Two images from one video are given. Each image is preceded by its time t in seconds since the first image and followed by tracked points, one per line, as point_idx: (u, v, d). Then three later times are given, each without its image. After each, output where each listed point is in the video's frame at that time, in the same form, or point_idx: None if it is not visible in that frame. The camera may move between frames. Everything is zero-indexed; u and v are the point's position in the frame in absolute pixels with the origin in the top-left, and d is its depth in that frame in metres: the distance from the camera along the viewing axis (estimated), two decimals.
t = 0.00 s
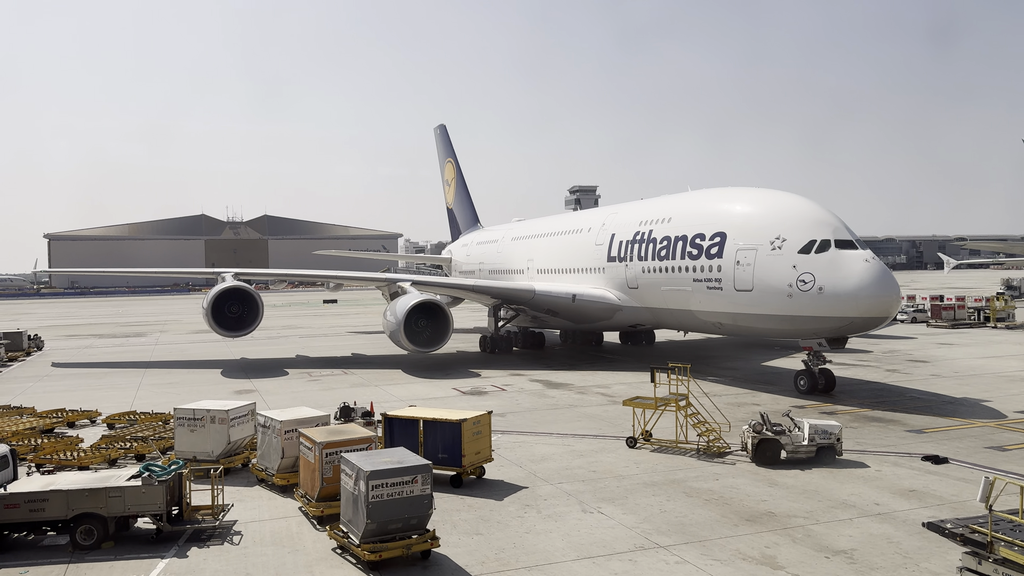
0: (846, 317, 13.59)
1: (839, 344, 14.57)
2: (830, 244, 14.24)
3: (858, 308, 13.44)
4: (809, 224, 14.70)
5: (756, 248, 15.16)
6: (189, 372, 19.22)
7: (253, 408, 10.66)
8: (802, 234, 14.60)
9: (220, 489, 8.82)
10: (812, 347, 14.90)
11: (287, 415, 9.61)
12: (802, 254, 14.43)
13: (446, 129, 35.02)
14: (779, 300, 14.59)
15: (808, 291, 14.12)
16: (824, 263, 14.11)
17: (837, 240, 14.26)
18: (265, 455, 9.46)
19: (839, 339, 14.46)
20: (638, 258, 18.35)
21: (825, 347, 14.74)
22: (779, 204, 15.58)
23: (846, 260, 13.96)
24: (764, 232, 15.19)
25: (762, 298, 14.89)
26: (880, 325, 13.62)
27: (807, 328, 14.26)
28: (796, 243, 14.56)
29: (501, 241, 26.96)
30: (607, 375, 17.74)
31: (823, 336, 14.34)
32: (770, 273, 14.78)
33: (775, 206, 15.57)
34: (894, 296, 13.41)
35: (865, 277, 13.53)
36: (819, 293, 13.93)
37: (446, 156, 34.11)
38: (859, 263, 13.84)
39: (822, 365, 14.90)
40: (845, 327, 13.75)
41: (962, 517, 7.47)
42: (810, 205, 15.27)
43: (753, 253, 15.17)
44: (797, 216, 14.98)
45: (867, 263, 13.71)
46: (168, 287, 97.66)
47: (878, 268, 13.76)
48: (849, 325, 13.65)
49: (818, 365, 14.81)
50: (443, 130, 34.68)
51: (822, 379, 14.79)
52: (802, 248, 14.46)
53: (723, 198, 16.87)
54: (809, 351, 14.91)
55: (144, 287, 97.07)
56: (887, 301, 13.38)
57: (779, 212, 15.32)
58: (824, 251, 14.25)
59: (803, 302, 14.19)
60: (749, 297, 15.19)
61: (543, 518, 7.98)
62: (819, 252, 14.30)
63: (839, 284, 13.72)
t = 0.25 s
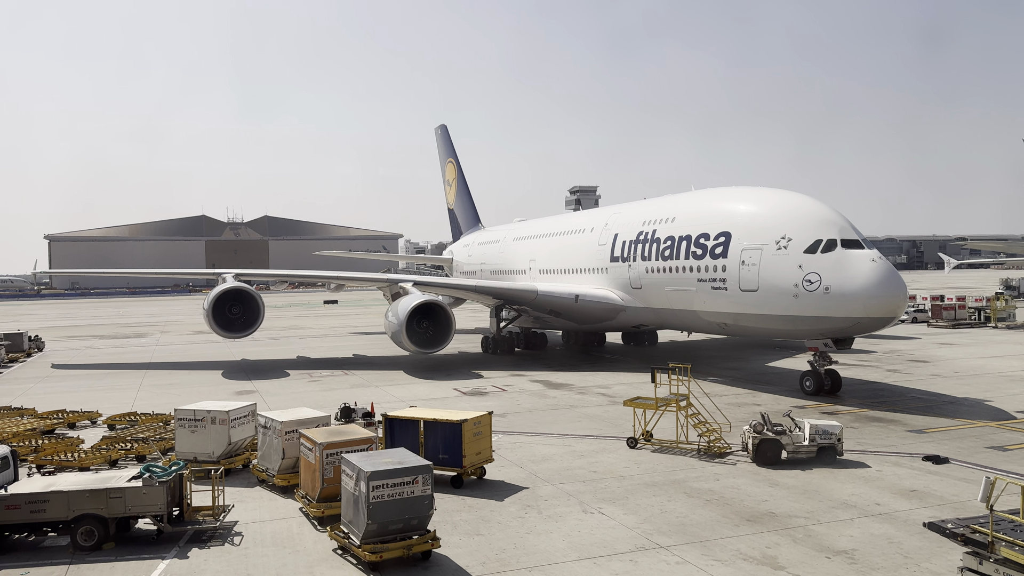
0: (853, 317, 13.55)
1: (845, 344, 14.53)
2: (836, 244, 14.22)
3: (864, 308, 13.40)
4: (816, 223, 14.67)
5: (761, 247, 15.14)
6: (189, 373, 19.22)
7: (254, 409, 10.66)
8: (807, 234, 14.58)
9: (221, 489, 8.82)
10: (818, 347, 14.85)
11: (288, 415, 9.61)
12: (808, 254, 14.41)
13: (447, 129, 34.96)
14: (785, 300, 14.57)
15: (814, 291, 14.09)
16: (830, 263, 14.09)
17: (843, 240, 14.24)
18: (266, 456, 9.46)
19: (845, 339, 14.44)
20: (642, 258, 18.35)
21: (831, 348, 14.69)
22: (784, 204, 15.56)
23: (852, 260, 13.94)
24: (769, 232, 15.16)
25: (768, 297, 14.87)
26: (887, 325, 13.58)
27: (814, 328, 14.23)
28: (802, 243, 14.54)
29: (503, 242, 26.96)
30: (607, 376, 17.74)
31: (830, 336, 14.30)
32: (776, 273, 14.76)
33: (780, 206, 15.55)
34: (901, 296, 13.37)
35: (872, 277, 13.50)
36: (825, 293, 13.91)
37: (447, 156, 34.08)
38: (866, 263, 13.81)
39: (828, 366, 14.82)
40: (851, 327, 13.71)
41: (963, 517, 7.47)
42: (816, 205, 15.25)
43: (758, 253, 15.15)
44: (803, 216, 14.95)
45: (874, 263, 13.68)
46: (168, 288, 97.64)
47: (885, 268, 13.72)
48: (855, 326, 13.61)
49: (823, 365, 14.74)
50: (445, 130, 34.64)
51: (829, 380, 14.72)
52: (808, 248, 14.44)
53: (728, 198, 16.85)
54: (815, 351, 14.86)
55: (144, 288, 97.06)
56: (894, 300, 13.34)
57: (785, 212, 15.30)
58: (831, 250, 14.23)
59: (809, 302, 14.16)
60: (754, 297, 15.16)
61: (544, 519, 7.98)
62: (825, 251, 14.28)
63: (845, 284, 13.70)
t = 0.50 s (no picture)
0: (860, 318, 13.54)
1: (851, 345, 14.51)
2: (842, 243, 14.20)
3: (871, 308, 13.38)
4: (821, 223, 14.65)
5: (766, 247, 15.12)
6: (189, 374, 19.22)
7: (255, 410, 10.66)
8: (813, 234, 14.56)
9: (221, 490, 8.82)
10: (823, 348, 14.80)
11: (288, 416, 9.61)
12: (814, 254, 14.39)
13: (448, 129, 34.93)
14: (790, 301, 14.55)
15: (820, 291, 14.07)
16: (836, 263, 14.07)
17: (849, 240, 14.22)
18: (267, 456, 9.46)
19: (851, 340, 14.40)
20: (645, 258, 18.35)
21: (837, 348, 14.65)
22: (789, 204, 15.55)
23: (859, 259, 13.92)
24: (775, 231, 15.15)
25: (773, 298, 14.85)
26: (893, 325, 13.57)
27: (819, 329, 14.21)
28: (808, 243, 14.53)
29: (504, 242, 26.96)
30: (608, 376, 17.75)
31: (836, 336, 14.27)
32: (782, 273, 14.74)
33: (785, 205, 15.53)
34: (908, 296, 13.35)
35: (878, 277, 13.48)
36: (832, 293, 13.89)
37: (448, 156, 34.07)
38: (872, 262, 13.79)
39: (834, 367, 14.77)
40: (858, 328, 13.69)
41: (964, 517, 7.46)
42: (820, 204, 15.23)
43: (763, 253, 15.14)
44: (808, 215, 14.93)
45: (880, 263, 13.66)
46: (169, 288, 97.68)
47: (891, 268, 13.71)
48: (862, 326, 13.60)
49: (829, 366, 14.69)
50: (445, 130, 34.63)
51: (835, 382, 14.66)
52: (814, 248, 14.41)
53: (731, 198, 16.83)
54: (821, 351, 14.80)
55: (145, 289, 97.11)
56: (901, 300, 13.31)
57: (790, 212, 15.28)
58: (837, 250, 14.21)
59: (815, 302, 14.15)
60: (759, 297, 15.15)
61: (544, 519, 7.98)
62: (831, 251, 14.26)
63: (852, 284, 13.68)
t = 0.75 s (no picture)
0: (866, 318, 13.54)
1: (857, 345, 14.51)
2: (848, 243, 14.19)
3: (878, 308, 13.38)
4: (827, 222, 14.64)
5: (771, 247, 15.12)
6: (189, 374, 19.21)
7: (255, 410, 10.66)
8: (819, 234, 14.55)
9: (222, 491, 8.81)
10: (829, 348, 14.81)
11: (288, 416, 9.61)
12: (819, 253, 14.38)
13: (449, 129, 34.93)
14: (796, 301, 14.55)
15: (826, 291, 14.07)
16: (842, 263, 14.07)
17: (855, 240, 14.22)
18: (267, 457, 9.46)
19: (857, 341, 14.38)
20: (647, 258, 18.35)
21: (842, 348, 14.65)
22: (793, 203, 15.54)
23: (865, 259, 13.90)
24: (780, 231, 15.14)
25: (778, 298, 14.85)
26: (900, 325, 13.55)
27: (825, 329, 14.20)
28: (813, 242, 14.52)
29: (506, 242, 26.96)
30: (608, 376, 17.74)
31: (841, 337, 14.26)
32: (787, 273, 14.73)
33: (789, 205, 15.53)
34: (914, 296, 13.33)
35: (885, 277, 13.46)
36: (837, 293, 13.88)
37: (449, 156, 34.06)
38: (878, 262, 13.77)
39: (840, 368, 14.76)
40: (864, 328, 13.69)
41: (964, 517, 7.46)
42: (824, 204, 15.23)
43: (768, 253, 15.13)
44: (813, 215, 14.92)
45: (886, 262, 13.65)
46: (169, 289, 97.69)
47: (897, 268, 13.70)
48: (869, 326, 13.60)
49: (835, 367, 14.65)
50: (446, 131, 34.64)
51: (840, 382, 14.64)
52: (820, 248, 14.41)
53: (735, 197, 16.82)
54: (827, 352, 14.79)
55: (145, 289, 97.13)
56: (908, 300, 13.29)
57: (794, 211, 15.27)
58: (842, 250, 14.20)
59: (820, 302, 14.14)
60: (764, 297, 15.14)
61: (545, 519, 7.98)
62: (836, 251, 14.25)
63: (857, 284, 13.67)
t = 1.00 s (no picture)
0: (873, 318, 13.51)
1: (862, 347, 14.50)
2: (854, 243, 14.16)
3: (883, 308, 13.34)
4: (832, 222, 14.62)
5: (775, 247, 15.12)
6: (189, 375, 19.21)
7: (256, 411, 10.66)
8: (824, 233, 14.53)
9: (222, 491, 8.82)
10: (834, 349, 14.76)
11: (288, 417, 9.61)
12: (824, 253, 14.36)
13: (449, 130, 34.84)
14: (801, 301, 14.54)
15: (831, 291, 14.05)
16: (847, 263, 14.05)
17: (861, 240, 14.19)
18: (267, 457, 9.46)
19: (862, 341, 14.36)
20: (650, 259, 18.35)
21: (848, 348, 14.62)
22: (798, 203, 15.53)
23: (870, 259, 13.87)
24: (785, 231, 15.13)
25: (783, 298, 14.84)
26: (906, 326, 13.51)
27: (831, 329, 14.17)
28: (818, 242, 14.50)
29: (507, 242, 26.96)
30: (608, 376, 17.74)
31: (847, 338, 14.24)
32: (792, 273, 14.72)
33: (794, 204, 15.52)
34: (922, 296, 13.28)
35: (891, 277, 13.43)
36: (843, 294, 13.86)
37: (449, 156, 34.09)
38: (884, 262, 13.74)
39: (845, 369, 14.71)
40: (869, 329, 13.66)
41: (964, 517, 7.46)
42: (829, 203, 15.21)
43: (773, 253, 15.13)
44: (818, 215, 14.90)
45: (893, 262, 13.62)
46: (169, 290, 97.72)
47: (903, 268, 13.66)
48: (874, 326, 13.57)
49: (840, 368, 14.60)
50: (446, 131, 34.60)
51: (845, 383, 14.57)
52: (825, 248, 14.39)
53: (739, 197, 16.82)
54: (833, 352, 14.73)
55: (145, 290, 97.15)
56: (915, 301, 13.25)
57: (799, 211, 15.26)
58: (847, 250, 14.17)
59: (826, 302, 14.12)
60: (769, 298, 15.13)
61: (545, 520, 7.98)
62: (842, 251, 14.23)
63: (863, 285, 13.65)
